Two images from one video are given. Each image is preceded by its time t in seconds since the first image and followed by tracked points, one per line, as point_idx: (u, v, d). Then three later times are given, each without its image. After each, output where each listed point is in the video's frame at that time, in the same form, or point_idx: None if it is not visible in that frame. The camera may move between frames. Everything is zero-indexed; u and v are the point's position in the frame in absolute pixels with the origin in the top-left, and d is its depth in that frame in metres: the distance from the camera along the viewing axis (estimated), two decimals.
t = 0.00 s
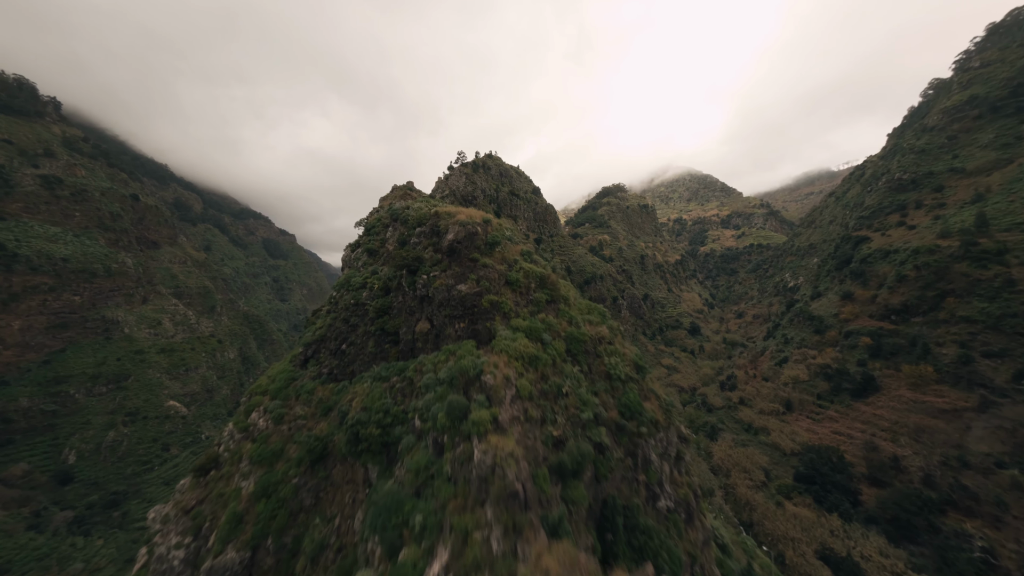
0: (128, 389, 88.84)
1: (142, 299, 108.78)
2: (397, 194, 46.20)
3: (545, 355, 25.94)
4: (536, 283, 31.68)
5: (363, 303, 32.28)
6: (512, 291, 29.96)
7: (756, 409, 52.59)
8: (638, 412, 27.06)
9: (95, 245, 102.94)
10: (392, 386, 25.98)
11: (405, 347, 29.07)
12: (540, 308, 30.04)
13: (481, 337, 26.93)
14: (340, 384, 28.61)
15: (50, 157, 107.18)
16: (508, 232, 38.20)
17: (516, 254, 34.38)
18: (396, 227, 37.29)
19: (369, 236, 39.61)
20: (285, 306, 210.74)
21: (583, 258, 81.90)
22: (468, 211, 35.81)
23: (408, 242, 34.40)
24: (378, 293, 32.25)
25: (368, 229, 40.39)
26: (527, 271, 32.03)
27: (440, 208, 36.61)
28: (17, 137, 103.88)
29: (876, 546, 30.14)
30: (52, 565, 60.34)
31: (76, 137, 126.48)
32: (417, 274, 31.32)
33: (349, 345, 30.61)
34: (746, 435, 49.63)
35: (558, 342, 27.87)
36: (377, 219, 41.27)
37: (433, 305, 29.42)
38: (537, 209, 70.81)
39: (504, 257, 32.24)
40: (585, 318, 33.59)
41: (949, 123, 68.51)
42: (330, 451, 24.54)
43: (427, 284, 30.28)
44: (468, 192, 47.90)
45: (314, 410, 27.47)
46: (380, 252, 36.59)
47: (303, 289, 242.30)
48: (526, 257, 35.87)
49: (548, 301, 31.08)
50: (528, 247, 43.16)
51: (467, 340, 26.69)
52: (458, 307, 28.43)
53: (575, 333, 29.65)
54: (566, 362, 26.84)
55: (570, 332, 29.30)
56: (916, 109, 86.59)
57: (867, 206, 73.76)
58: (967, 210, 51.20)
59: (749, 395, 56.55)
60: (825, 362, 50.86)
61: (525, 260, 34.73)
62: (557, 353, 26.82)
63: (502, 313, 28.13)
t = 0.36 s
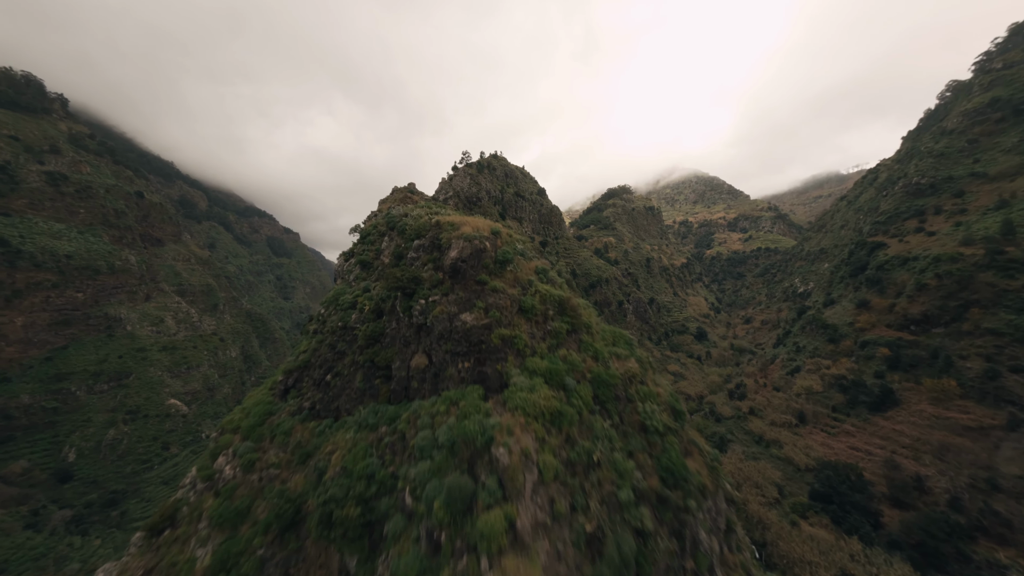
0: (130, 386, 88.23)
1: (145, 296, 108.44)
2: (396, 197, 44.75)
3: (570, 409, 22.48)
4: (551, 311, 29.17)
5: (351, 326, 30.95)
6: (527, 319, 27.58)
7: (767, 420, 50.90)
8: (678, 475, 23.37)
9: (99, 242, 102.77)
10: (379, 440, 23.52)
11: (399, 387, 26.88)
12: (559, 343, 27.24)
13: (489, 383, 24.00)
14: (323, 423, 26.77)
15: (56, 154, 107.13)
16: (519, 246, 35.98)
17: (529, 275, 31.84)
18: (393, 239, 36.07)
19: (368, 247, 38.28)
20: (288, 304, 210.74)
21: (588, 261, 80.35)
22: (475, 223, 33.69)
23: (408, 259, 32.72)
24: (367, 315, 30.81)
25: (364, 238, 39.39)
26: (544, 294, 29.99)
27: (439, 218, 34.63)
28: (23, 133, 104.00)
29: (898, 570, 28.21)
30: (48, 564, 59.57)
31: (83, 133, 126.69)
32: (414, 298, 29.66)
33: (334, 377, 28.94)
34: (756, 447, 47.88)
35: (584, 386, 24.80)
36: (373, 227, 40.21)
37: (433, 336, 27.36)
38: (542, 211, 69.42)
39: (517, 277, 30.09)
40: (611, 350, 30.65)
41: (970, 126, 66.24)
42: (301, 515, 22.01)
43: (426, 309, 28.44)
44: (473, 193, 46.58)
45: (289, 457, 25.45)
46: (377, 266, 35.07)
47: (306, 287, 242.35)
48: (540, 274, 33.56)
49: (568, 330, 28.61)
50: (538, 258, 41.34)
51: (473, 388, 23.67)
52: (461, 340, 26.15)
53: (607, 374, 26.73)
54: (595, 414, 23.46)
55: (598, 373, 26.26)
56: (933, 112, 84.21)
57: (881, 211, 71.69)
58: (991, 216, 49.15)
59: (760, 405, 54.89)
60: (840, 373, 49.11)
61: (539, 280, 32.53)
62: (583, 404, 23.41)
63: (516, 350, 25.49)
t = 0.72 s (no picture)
0: (132, 383, 87.70)
1: (149, 293, 108.31)
2: (394, 208, 42.12)
3: (609, 502, 14.99)
4: (579, 349, 22.44)
5: (333, 360, 27.13)
6: (547, 364, 21.14)
7: (780, 433, 49.14)
8: None
9: (105, 238, 103.00)
10: (356, 527, 17.23)
11: (387, 446, 21.39)
12: (589, 398, 20.18)
13: (502, 460, 17.47)
14: (297, 480, 22.18)
15: (64, 150, 107.51)
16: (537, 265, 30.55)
17: (551, 304, 25.92)
18: (389, 258, 32.52)
19: (364, 267, 34.92)
20: (292, 302, 211.08)
21: (595, 265, 78.70)
22: (484, 239, 28.60)
23: (406, 283, 28.19)
24: (352, 344, 26.79)
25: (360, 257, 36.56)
26: (567, 330, 23.23)
27: (439, 231, 30.15)
28: (32, 129, 104.62)
29: None
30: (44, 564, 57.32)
31: (91, 130, 127.54)
32: (406, 333, 24.70)
33: (312, 422, 24.71)
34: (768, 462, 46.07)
35: (623, 461, 17.33)
36: (369, 241, 37.74)
37: (428, 384, 21.79)
38: (549, 213, 67.98)
39: (534, 308, 24.20)
40: (648, 400, 23.19)
41: (993, 131, 63.92)
42: None
43: (419, 349, 23.12)
44: (478, 195, 45.12)
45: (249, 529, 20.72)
46: (373, 289, 31.25)
47: (311, 285, 243.02)
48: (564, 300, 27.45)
49: (599, 378, 21.58)
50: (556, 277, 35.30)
51: (477, 467, 17.24)
52: (464, 395, 20.21)
53: (649, 437, 19.14)
54: (640, 503, 15.80)
55: (639, 438, 18.71)
56: (954, 115, 81.68)
57: (899, 217, 69.41)
58: (1019, 225, 46.99)
59: (771, 417, 53.02)
60: (857, 386, 47.20)
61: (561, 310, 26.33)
62: (624, 490, 15.91)
63: (535, 410, 19.03)
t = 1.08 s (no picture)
0: (134, 380, 86.49)
1: (154, 290, 108.04)
2: (390, 214, 37.89)
3: None
4: (619, 417, 17.15)
5: (306, 411, 22.54)
6: (580, 442, 15.66)
7: (794, 448, 47.22)
8: None
9: (111, 234, 103.11)
10: None
11: (362, 548, 16.40)
12: (636, 489, 14.75)
13: None
14: (251, 569, 17.42)
15: (73, 146, 107.76)
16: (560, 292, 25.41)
17: (580, 348, 20.65)
18: (381, 280, 27.89)
19: (355, 288, 30.47)
20: (296, 300, 211.43)
21: (601, 268, 76.94)
22: (493, 264, 23.57)
23: (398, 318, 23.39)
24: (331, 391, 22.08)
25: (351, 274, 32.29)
26: (605, 388, 18.01)
27: (440, 253, 25.35)
28: (41, 126, 105.12)
29: None
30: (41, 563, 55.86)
31: (100, 127, 128.23)
32: (395, 393, 19.68)
33: (274, 488, 20.30)
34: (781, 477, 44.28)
35: None
36: (362, 254, 33.50)
37: (420, 466, 16.71)
38: (555, 215, 66.45)
39: (560, 358, 19.02)
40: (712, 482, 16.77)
41: (1020, 136, 61.45)
42: None
43: (411, 418, 18.00)
44: (484, 197, 43.67)
45: None
46: (362, 318, 26.48)
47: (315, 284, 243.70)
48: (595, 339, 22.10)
49: (651, 460, 15.97)
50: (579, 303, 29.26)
51: None
52: (466, 493, 14.80)
53: (725, 552, 12.99)
54: None
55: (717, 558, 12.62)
56: (977, 119, 79.06)
57: (919, 224, 67.01)
58: None
59: (785, 431, 51.01)
60: (876, 401, 45.12)
61: (592, 354, 21.01)
62: None
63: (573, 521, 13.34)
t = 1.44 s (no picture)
0: (137, 379, 84.91)
1: (158, 289, 107.38)
2: (387, 221, 32.89)
3: None
4: (704, 545, 9.56)
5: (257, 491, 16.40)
6: None
7: (810, 463, 45.21)
8: None
9: (117, 234, 103.26)
10: None
11: None
12: None
13: None
14: None
15: (80, 146, 108.01)
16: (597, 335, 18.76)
17: (636, 424, 13.61)
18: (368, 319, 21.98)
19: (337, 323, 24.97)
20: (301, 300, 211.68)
21: (608, 272, 75.16)
22: (507, 300, 16.93)
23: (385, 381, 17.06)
24: (289, 471, 15.46)
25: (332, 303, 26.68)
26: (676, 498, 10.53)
27: (438, 286, 19.10)
28: (50, 125, 105.63)
29: None
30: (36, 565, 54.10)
31: (108, 127, 128.90)
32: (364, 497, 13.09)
33: None
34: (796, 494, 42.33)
35: None
36: (348, 276, 28.08)
37: None
38: (562, 218, 64.93)
39: (611, 449, 11.69)
40: None
41: None
42: None
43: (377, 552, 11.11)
44: (490, 199, 42.32)
45: None
46: (343, 366, 20.62)
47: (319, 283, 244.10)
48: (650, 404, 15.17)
49: None
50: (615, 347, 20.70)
51: None
52: None
53: None
54: None
55: None
56: (999, 121, 76.47)
57: (940, 229, 64.63)
58: None
59: (799, 444, 48.93)
60: (898, 416, 42.93)
61: (652, 431, 13.85)
62: None
63: None
